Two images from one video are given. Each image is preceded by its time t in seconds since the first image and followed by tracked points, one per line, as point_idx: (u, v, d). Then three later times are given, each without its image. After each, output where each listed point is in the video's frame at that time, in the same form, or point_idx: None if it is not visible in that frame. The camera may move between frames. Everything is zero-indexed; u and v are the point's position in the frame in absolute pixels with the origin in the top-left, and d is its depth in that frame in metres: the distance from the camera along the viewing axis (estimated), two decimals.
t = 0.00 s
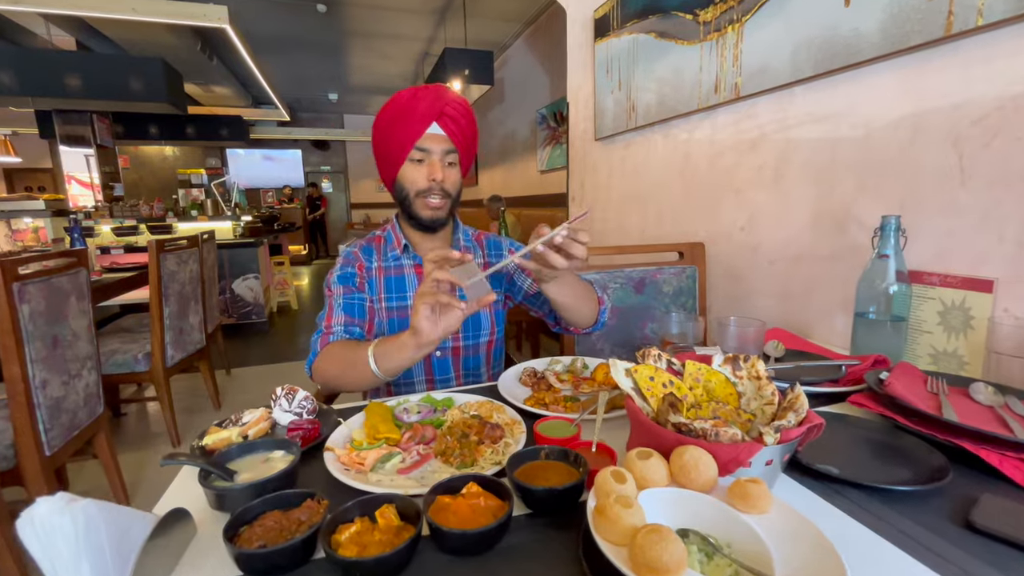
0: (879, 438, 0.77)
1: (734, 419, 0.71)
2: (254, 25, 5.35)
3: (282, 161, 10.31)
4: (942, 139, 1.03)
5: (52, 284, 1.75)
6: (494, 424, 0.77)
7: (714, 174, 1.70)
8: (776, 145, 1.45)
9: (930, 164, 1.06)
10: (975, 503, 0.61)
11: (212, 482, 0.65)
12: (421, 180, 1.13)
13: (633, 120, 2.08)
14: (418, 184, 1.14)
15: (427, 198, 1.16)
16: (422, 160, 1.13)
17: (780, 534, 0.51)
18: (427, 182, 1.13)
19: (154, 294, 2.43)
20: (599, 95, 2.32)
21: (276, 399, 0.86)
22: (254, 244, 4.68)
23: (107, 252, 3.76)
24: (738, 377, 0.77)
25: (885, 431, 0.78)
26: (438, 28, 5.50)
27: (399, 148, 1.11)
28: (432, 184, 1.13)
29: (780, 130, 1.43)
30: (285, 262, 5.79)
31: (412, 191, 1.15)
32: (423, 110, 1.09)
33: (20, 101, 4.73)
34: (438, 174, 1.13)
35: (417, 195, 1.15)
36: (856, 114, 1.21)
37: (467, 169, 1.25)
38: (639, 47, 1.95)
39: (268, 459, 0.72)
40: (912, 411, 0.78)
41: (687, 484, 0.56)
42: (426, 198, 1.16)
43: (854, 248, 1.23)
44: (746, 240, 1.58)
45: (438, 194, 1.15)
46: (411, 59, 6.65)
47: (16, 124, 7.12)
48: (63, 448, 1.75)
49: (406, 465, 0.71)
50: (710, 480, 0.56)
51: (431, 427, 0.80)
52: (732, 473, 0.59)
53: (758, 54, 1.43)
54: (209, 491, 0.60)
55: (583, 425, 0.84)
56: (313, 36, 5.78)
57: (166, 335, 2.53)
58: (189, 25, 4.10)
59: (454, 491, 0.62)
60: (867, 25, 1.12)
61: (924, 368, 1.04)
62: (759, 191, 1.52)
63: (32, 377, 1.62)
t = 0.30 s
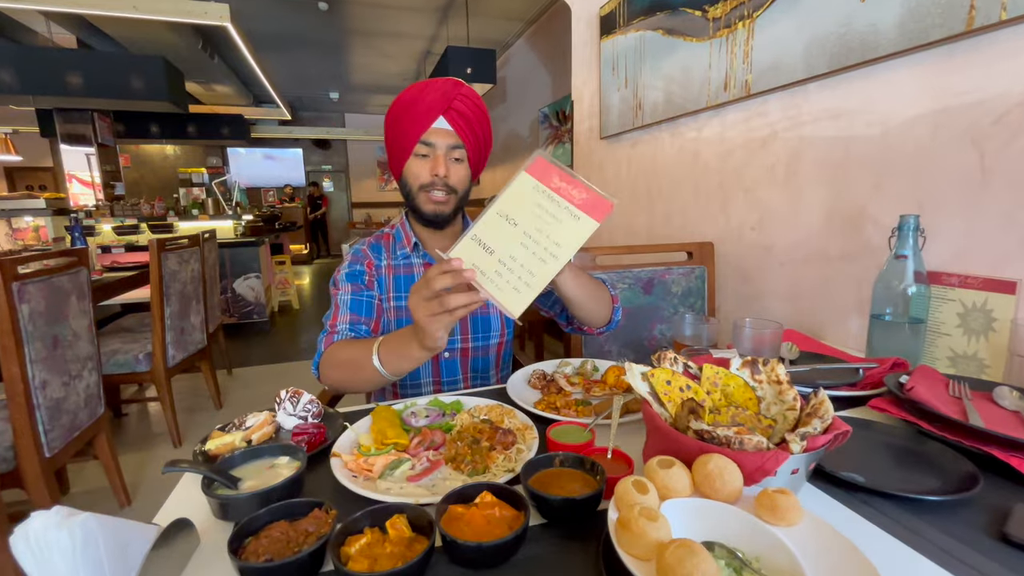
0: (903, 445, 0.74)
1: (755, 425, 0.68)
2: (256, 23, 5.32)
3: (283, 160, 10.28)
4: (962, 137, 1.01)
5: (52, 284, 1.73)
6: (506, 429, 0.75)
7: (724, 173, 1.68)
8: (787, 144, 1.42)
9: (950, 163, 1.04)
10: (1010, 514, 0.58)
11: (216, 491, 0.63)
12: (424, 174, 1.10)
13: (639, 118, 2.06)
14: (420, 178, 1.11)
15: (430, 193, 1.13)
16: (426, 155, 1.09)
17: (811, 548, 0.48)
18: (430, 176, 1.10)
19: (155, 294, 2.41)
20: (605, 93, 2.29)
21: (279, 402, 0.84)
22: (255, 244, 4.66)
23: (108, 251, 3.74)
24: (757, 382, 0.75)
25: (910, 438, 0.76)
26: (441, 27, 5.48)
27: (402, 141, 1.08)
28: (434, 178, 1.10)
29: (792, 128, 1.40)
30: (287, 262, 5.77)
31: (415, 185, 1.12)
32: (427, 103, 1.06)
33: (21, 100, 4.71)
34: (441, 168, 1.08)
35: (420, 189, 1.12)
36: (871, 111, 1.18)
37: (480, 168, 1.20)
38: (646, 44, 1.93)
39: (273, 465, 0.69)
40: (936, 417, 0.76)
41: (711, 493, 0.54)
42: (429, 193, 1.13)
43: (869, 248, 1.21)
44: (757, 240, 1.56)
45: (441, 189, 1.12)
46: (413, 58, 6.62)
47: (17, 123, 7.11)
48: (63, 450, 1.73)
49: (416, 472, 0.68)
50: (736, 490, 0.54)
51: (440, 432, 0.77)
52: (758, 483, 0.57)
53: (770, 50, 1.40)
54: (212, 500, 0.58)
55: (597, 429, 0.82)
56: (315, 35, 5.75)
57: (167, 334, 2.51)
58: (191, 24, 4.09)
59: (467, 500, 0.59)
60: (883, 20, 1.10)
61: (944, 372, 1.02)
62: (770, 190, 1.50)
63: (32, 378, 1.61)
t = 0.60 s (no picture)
0: (921, 452, 0.72)
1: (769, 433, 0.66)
2: (253, 22, 5.29)
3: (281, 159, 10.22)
4: (975, 135, 0.99)
5: (45, 285, 1.70)
6: (511, 437, 0.72)
7: (728, 172, 1.65)
8: (794, 142, 1.40)
9: (963, 161, 1.01)
10: None
11: (209, 504, 0.60)
12: (433, 179, 1.06)
13: (641, 116, 2.04)
14: (429, 183, 1.07)
15: (439, 199, 1.08)
16: (437, 157, 1.05)
17: (836, 566, 0.46)
18: (440, 183, 1.05)
19: (151, 295, 2.38)
20: (606, 91, 2.27)
21: (277, 408, 0.82)
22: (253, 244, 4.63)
23: (104, 251, 3.71)
24: (771, 387, 0.72)
25: (928, 445, 0.73)
26: (439, 26, 5.45)
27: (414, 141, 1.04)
28: (444, 185, 1.05)
29: (798, 126, 1.38)
30: (285, 262, 5.73)
31: (424, 190, 1.08)
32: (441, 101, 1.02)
33: (15, 99, 4.67)
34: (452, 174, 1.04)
35: (429, 193, 1.08)
36: (881, 109, 1.16)
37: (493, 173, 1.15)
38: (648, 42, 1.90)
39: (269, 476, 0.66)
40: (957, 424, 0.74)
41: (730, 508, 0.51)
42: (439, 199, 1.09)
43: (878, 248, 1.19)
44: (762, 240, 1.53)
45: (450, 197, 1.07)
46: (411, 57, 6.58)
47: (12, 122, 7.05)
48: (57, 454, 1.70)
49: (418, 483, 0.65)
50: (755, 504, 0.51)
51: (442, 440, 0.75)
52: (779, 496, 0.54)
53: (775, 47, 1.38)
54: (204, 515, 0.55)
55: (605, 436, 0.79)
56: (313, 33, 5.72)
57: (163, 336, 2.48)
58: (188, 22, 4.05)
59: (473, 512, 0.57)
60: (894, 16, 1.07)
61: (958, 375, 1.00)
62: (775, 189, 1.47)
63: (24, 381, 1.58)
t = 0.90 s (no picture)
0: (952, 470, 0.69)
1: (793, 452, 0.63)
2: (254, 26, 5.28)
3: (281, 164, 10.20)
4: (995, 138, 0.96)
5: (41, 292, 1.67)
6: (521, 456, 0.68)
7: (736, 176, 1.62)
8: (803, 145, 1.37)
9: (982, 165, 0.98)
10: None
11: (202, 530, 0.56)
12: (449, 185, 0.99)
13: (646, 119, 2.01)
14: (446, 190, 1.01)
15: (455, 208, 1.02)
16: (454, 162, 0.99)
17: None
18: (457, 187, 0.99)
19: (149, 301, 2.35)
20: (610, 94, 2.24)
21: (276, 423, 0.79)
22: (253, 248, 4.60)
23: (103, 256, 3.68)
24: (793, 403, 0.69)
25: (958, 463, 0.70)
26: (440, 30, 5.43)
27: (430, 147, 0.98)
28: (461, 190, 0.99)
29: (808, 129, 1.35)
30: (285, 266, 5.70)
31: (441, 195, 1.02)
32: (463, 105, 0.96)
33: (14, 104, 4.64)
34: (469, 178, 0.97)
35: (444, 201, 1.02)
36: (895, 112, 1.13)
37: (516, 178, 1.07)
38: (653, 44, 1.88)
39: (267, 498, 0.63)
40: (987, 440, 0.71)
41: (758, 536, 0.48)
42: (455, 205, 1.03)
43: (893, 254, 1.16)
44: (771, 245, 1.50)
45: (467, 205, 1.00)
46: (411, 61, 6.57)
47: (13, 127, 7.05)
48: (52, 464, 1.67)
49: (425, 506, 0.62)
50: (787, 533, 0.47)
51: (448, 457, 0.71)
52: (810, 523, 0.50)
53: (785, 49, 1.35)
54: (198, 543, 0.52)
55: (621, 453, 0.76)
56: (314, 38, 5.70)
57: (161, 342, 2.45)
58: (188, 26, 4.03)
59: (483, 538, 0.53)
60: (909, 16, 1.05)
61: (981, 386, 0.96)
62: (785, 193, 1.44)
63: (19, 391, 1.55)
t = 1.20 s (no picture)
0: (999, 488, 0.64)
1: (830, 468, 0.59)
2: (258, 30, 5.27)
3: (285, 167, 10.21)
4: None
5: (41, 297, 1.64)
6: (537, 472, 0.65)
7: (750, 177, 1.58)
8: (821, 145, 1.33)
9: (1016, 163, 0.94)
10: None
11: (199, 555, 0.52)
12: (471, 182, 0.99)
13: (656, 120, 1.97)
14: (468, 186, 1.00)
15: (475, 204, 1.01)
16: (476, 158, 0.98)
17: None
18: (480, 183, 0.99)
19: (152, 305, 2.32)
20: (618, 94, 2.21)
21: (279, 435, 0.75)
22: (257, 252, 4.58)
23: (107, 261, 3.67)
24: (826, 415, 0.65)
25: (1006, 481, 0.65)
26: (444, 32, 5.42)
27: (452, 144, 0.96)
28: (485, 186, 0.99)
29: (827, 128, 1.31)
30: (288, 270, 5.68)
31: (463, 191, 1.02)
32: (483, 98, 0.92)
33: (19, 108, 4.65)
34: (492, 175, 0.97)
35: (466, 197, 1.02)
36: (921, 109, 1.09)
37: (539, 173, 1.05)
38: (663, 43, 1.84)
39: (269, 517, 0.59)
40: None
41: (805, 566, 0.43)
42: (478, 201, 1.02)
43: (919, 257, 1.11)
44: (788, 247, 1.46)
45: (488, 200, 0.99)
46: (415, 63, 6.55)
47: (20, 132, 7.08)
48: (52, 473, 1.64)
49: (436, 527, 0.58)
50: (836, 564, 0.43)
51: (460, 472, 0.67)
52: (859, 552, 0.46)
53: (802, 45, 1.31)
54: (194, 569, 0.48)
55: (643, 467, 0.72)
56: (318, 41, 5.70)
57: (164, 348, 2.42)
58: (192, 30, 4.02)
59: (499, 565, 0.49)
60: (936, 9, 1.01)
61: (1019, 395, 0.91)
62: (802, 194, 1.40)
63: (17, 398, 1.51)
